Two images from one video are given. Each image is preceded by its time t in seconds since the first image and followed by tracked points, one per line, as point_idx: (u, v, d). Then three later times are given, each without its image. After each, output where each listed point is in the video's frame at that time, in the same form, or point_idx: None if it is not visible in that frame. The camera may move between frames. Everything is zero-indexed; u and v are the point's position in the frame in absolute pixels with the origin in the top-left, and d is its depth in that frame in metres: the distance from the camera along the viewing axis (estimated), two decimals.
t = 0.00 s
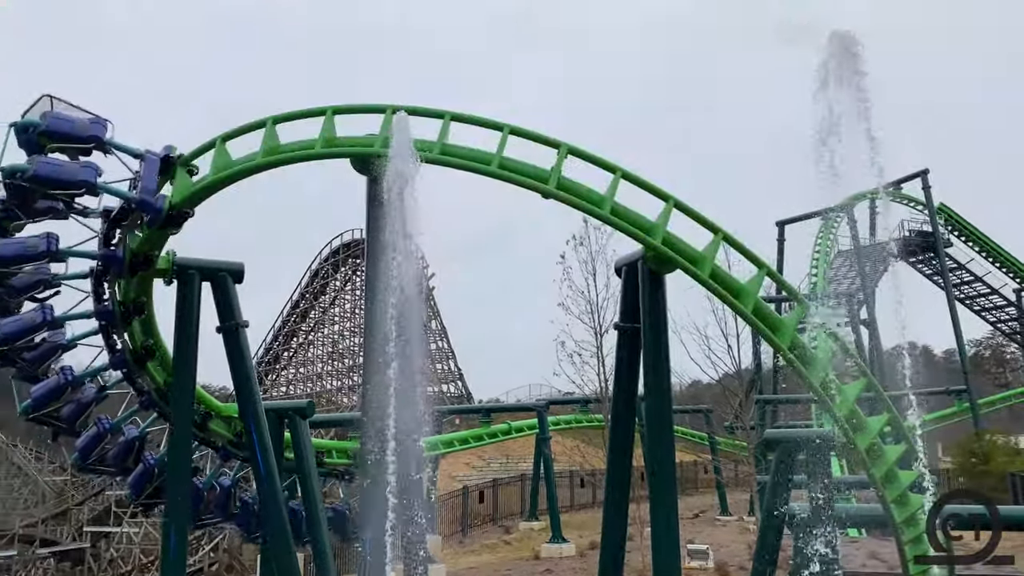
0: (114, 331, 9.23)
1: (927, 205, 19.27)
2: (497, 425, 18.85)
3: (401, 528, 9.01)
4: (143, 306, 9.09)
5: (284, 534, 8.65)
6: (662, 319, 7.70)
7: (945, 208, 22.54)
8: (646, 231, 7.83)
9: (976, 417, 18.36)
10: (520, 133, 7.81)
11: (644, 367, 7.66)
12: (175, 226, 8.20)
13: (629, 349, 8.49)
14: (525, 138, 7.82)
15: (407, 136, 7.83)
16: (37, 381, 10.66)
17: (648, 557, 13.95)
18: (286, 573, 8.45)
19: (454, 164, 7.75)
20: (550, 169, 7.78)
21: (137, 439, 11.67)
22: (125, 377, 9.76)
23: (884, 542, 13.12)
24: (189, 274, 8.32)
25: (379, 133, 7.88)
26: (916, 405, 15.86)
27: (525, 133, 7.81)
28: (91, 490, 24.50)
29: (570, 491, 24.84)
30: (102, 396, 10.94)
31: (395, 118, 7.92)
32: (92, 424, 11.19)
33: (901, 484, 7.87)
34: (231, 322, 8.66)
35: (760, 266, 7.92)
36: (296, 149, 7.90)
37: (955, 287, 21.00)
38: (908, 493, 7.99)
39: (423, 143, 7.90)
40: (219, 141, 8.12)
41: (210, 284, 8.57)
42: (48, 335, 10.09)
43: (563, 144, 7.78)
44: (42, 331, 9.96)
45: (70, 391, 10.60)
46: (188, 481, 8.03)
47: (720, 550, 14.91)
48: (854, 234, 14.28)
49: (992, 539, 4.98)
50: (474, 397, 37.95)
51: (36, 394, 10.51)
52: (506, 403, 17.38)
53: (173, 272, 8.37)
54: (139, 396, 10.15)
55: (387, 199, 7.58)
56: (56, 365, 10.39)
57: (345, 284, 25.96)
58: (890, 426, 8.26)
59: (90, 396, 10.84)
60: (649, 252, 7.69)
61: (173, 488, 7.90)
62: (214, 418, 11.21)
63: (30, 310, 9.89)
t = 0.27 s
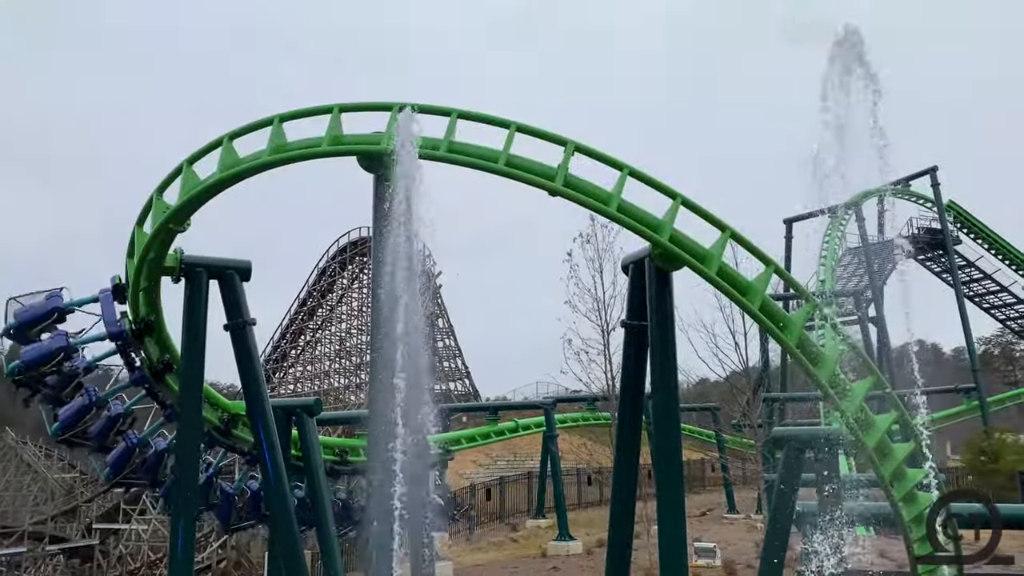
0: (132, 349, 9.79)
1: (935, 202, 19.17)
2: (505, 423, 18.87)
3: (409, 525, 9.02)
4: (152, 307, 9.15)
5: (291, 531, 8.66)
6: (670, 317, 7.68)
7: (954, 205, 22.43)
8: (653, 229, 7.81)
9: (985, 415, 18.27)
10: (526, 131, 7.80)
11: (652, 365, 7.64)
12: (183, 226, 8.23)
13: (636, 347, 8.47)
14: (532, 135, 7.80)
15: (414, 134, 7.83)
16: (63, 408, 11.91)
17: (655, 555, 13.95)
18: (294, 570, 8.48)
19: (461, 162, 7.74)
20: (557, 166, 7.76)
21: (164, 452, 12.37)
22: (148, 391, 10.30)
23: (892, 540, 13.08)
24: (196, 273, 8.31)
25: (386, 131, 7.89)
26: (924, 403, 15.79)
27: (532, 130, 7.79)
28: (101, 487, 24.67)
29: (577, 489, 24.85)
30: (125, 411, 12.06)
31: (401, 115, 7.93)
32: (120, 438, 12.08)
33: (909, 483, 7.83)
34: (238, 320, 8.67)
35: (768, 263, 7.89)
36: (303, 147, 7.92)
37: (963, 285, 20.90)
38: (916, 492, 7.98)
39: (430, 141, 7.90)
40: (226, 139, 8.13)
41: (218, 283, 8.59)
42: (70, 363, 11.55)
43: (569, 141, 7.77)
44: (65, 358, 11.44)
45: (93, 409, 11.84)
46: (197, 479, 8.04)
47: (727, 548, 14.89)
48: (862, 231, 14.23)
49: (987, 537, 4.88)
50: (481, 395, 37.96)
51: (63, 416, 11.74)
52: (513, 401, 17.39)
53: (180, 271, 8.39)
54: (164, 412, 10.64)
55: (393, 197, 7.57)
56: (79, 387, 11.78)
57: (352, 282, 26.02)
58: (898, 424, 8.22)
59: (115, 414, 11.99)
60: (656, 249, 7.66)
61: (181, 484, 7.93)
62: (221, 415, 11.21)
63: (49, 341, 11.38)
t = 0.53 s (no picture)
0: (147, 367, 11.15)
1: (938, 197, 19.13)
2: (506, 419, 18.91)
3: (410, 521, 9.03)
4: (156, 300, 9.15)
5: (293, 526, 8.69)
6: (672, 312, 7.67)
7: (956, 200, 22.39)
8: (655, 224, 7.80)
9: (987, 411, 18.26)
10: (528, 125, 7.79)
11: (653, 361, 7.63)
12: (184, 220, 8.23)
13: (638, 342, 8.47)
14: (533, 130, 7.79)
15: (415, 128, 7.82)
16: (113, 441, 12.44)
17: (656, 550, 13.98)
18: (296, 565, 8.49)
19: (462, 156, 7.73)
20: (559, 161, 7.75)
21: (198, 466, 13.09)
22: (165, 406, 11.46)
23: (893, 536, 13.11)
24: (198, 268, 8.31)
25: (387, 125, 7.88)
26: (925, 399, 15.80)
27: (533, 125, 7.78)
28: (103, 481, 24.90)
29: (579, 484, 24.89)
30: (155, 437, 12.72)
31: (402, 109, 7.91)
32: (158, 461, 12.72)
33: (911, 477, 7.88)
34: (240, 315, 8.68)
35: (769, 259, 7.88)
36: (304, 141, 7.92)
37: (966, 280, 20.88)
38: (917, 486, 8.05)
39: (431, 135, 7.89)
40: (227, 134, 8.12)
41: (219, 277, 8.60)
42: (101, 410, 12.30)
43: (571, 136, 7.75)
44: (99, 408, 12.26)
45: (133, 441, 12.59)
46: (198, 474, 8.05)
47: (729, 543, 14.93)
48: (864, 227, 14.21)
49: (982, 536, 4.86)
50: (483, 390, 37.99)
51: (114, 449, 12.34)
52: (514, 397, 17.40)
53: (181, 265, 8.39)
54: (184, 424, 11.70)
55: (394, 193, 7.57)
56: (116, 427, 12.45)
57: (354, 278, 26.00)
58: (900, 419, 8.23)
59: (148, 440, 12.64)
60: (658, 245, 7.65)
61: (183, 478, 7.95)
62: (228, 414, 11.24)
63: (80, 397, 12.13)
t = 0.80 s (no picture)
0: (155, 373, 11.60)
1: (934, 192, 19.15)
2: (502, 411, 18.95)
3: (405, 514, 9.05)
4: (151, 293, 9.16)
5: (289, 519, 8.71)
6: (668, 305, 7.67)
7: (952, 195, 22.43)
8: (651, 217, 7.78)
9: (981, 405, 18.33)
10: (524, 118, 7.77)
11: (649, 354, 7.65)
12: (179, 213, 8.22)
13: (633, 336, 8.48)
14: (530, 123, 7.78)
15: (411, 120, 7.80)
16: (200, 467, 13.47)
17: (651, 542, 14.02)
18: (291, 557, 8.50)
19: (458, 149, 7.71)
20: (555, 154, 7.74)
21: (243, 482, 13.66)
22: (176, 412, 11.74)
23: (887, 528, 13.18)
24: (192, 260, 8.30)
25: (383, 117, 7.86)
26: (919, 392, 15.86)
27: (529, 118, 7.77)
28: (99, 473, 24.94)
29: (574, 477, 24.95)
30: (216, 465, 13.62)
31: (398, 101, 7.89)
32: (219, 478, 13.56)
33: (905, 471, 7.94)
34: (235, 307, 8.67)
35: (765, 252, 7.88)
36: (298, 133, 7.90)
37: (961, 275, 20.94)
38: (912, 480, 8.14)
39: (427, 127, 7.87)
40: (223, 126, 8.10)
41: (214, 269, 8.59)
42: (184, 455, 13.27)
43: (567, 129, 7.74)
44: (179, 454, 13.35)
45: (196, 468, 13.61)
46: (193, 466, 8.05)
47: (724, 536, 14.99)
48: (860, 221, 14.23)
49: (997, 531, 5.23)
50: (479, 383, 38.02)
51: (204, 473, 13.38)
52: (511, 390, 17.42)
53: (177, 257, 8.36)
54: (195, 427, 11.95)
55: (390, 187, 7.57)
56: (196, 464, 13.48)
57: (351, 271, 25.98)
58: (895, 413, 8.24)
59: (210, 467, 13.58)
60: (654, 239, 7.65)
61: (178, 470, 7.95)
62: (218, 402, 11.07)
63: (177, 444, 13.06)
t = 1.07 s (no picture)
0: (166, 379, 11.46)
1: (924, 185, 19.22)
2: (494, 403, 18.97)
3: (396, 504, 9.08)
4: (140, 283, 9.11)
5: (279, 510, 8.73)
6: (659, 297, 7.70)
7: (941, 188, 22.53)
8: (642, 209, 7.79)
9: (969, 397, 18.46)
10: (516, 109, 7.76)
11: (639, 346, 7.68)
12: (169, 202, 8.18)
13: (624, 328, 8.50)
14: (521, 114, 7.76)
15: (402, 110, 7.79)
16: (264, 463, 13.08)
17: (640, 533, 14.09)
18: (282, 548, 8.52)
19: (449, 139, 7.69)
20: (547, 145, 7.73)
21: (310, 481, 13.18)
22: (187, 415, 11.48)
23: (875, 519, 13.28)
24: (182, 250, 8.27)
25: (373, 107, 7.85)
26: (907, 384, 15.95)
27: (521, 109, 7.75)
28: (89, 464, 24.87)
29: (565, 468, 25.03)
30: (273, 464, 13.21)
31: (390, 91, 7.87)
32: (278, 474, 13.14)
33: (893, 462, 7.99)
34: (225, 298, 8.65)
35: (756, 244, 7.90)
36: (289, 122, 7.87)
37: (950, 268, 21.05)
38: (899, 471, 8.19)
39: (419, 117, 7.85)
40: (213, 115, 8.06)
41: (204, 259, 8.56)
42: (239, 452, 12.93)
43: (559, 120, 7.73)
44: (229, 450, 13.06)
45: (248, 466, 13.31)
46: (183, 456, 8.05)
47: (713, 526, 15.07)
48: (851, 213, 14.26)
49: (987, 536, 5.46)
50: (471, 374, 38.05)
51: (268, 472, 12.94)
52: (502, 380, 17.42)
53: (166, 247, 8.33)
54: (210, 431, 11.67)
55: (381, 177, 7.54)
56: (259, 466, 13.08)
57: (342, 262, 25.88)
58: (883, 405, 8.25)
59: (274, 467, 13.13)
60: (645, 230, 7.66)
61: (169, 460, 7.95)
62: (208, 392, 11.04)
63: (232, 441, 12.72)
